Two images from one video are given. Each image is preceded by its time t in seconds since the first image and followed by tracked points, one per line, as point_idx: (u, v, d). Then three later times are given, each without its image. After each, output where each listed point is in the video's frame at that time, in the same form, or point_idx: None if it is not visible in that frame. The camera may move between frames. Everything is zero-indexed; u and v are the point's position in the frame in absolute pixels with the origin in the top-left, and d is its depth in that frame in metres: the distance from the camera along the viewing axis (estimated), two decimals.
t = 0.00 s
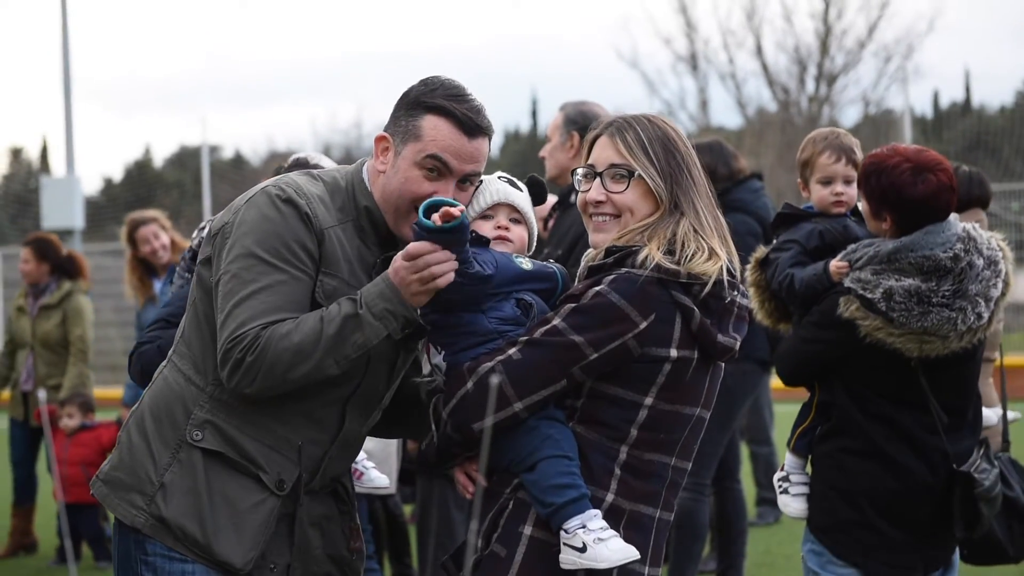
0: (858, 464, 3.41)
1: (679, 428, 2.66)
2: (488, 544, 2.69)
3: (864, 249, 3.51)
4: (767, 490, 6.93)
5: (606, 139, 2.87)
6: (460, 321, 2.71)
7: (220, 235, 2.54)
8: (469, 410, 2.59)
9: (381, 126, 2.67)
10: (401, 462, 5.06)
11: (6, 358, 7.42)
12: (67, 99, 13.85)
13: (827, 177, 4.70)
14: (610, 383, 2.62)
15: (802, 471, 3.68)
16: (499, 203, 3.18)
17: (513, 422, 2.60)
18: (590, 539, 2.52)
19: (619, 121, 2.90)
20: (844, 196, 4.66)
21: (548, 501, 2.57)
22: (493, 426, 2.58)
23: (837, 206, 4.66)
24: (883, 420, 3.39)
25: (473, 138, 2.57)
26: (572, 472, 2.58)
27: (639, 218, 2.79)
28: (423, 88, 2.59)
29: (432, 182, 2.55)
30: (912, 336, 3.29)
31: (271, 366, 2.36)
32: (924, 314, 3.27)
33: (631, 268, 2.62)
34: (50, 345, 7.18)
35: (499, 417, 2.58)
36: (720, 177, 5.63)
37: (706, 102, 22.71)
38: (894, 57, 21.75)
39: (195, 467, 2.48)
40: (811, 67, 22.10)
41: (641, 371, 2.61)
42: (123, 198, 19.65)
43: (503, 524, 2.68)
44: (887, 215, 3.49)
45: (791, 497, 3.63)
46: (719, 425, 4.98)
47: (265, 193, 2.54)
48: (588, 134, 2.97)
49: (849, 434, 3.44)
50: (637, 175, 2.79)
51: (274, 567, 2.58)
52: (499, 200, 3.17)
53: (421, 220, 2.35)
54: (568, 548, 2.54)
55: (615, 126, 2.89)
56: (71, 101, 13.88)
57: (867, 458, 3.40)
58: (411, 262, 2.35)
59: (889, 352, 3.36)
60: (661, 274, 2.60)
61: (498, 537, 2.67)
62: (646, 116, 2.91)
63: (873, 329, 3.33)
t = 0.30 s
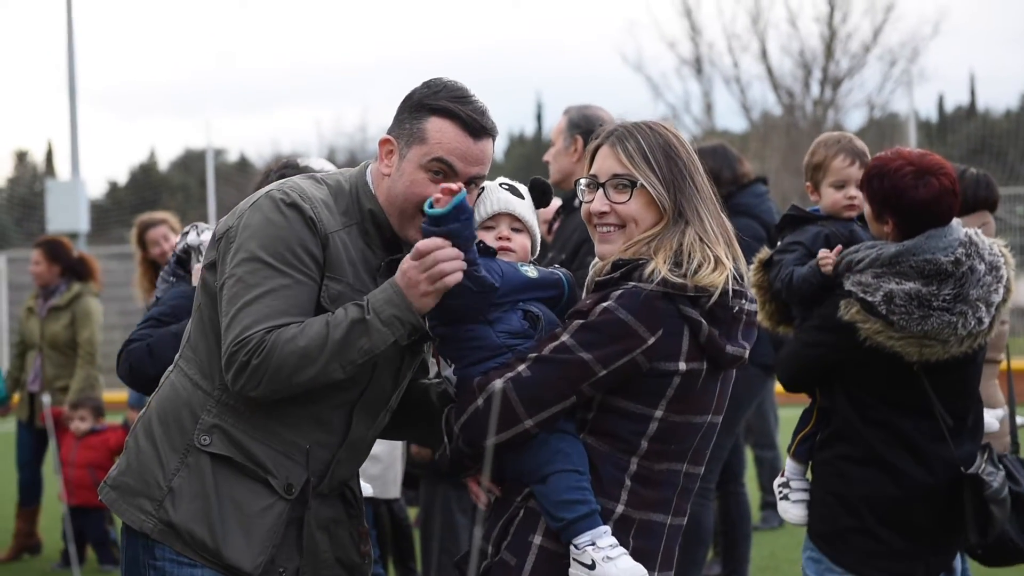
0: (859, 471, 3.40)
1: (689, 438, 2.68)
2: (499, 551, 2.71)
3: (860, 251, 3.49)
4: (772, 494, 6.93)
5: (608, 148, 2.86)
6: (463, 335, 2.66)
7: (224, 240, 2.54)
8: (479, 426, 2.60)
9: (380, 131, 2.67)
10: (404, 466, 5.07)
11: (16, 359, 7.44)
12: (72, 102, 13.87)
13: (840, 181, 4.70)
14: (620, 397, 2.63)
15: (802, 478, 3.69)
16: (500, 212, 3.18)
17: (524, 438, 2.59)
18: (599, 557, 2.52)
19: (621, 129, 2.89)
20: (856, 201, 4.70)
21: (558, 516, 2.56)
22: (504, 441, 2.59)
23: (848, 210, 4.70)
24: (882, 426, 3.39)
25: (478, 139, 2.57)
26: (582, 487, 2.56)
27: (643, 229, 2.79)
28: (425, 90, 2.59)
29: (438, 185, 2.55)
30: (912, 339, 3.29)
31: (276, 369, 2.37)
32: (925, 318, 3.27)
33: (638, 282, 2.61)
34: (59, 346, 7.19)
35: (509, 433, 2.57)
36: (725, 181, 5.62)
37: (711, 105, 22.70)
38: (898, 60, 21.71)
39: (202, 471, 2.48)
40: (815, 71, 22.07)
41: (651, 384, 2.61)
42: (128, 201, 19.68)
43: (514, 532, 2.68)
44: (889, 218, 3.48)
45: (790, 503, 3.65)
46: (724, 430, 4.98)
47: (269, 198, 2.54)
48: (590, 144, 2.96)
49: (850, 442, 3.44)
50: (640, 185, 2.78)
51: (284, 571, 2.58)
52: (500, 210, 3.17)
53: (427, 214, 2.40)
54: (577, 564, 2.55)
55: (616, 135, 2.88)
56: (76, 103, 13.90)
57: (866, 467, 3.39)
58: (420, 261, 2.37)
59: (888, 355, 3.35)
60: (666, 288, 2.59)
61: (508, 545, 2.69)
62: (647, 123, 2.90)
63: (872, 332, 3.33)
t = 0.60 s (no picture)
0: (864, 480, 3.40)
1: (709, 450, 2.69)
2: (515, 556, 2.73)
3: (871, 254, 3.47)
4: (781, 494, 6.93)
5: (621, 163, 2.84)
6: (479, 348, 2.65)
7: (239, 241, 2.54)
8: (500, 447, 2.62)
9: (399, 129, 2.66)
10: (414, 468, 5.08)
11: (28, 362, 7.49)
12: (82, 102, 13.91)
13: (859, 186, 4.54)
14: (640, 413, 2.64)
15: (805, 490, 3.61)
16: (514, 224, 3.17)
17: (545, 457, 2.61)
18: None
19: (635, 143, 2.88)
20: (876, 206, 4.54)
21: (580, 533, 2.58)
22: (526, 460, 2.61)
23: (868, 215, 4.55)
24: (885, 436, 3.39)
25: (493, 143, 2.57)
26: (605, 505, 2.59)
27: (659, 246, 2.78)
28: (442, 93, 2.59)
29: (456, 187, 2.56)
30: (920, 343, 3.27)
31: (290, 373, 2.37)
32: (935, 321, 3.26)
33: (658, 301, 2.62)
34: (70, 349, 7.22)
35: (532, 453, 2.60)
36: (736, 182, 5.61)
37: (720, 105, 22.67)
38: (908, 60, 21.66)
39: (216, 472, 2.49)
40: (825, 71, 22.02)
41: (672, 403, 2.62)
42: (138, 202, 19.74)
43: (531, 539, 2.69)
44: (899, 217, 3.46)
45: (794, 517, 3.59)
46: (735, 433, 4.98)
47: (283, 200, 2.55)
48: (603, 158, 2.95)
49: (852, 451, 3.44)
50: (655, 201, 2.77)
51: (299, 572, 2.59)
52: (512, 221, 3.16)
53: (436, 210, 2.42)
54: None
55: (628, 149, 2.86)
56: (86, 104, 13.95)
57: (870, 478, 3.39)
58: (429, 260, 2.40)
59: (897, 359, 3.33)
60: (685, 308, 2.59)
61: (525, 552, 2.69)
62: (658, 136, 2.89)
63: (881, 334, 3.31)
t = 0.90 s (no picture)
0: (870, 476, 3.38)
1: (715, 443, 2.72)
2: (534, 551, 2.73)
3: (887, 241, 3.45)
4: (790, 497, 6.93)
5: (632, 158, 2.83)
6: (496, 345, 2.66)
7: (254, 244, 2.54)
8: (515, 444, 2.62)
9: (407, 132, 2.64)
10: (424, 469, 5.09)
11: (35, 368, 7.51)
12: (92, 107, 13.95)
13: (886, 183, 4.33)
14: (651, 409, 2.65)
15: (801, 486, 3.55)
16: (531, 217, 3.16)
17: (558, 454, 2.62)
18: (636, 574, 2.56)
19: (647, 136, 2.85)
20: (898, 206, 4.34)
21: (595, 531, 2.59)
22: (539, 456, 2.62)
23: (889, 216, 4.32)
24: (890, 431, 3.38)
25: (507, 150, 2.57)
26: (619, 502, 2.60)
27: (668, 243, 2.77)
28: (454, 99, 2.59)
29: (469, 197, 2.55)
30: (940, 330, 3.27)
31: (308, 376, 2.38)
32: (957, 308, 3.27)
33: (668, 300, 2.62)
34: (75, 353, 7.20)
35: (544, 449, 2.61)
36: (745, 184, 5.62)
37: (730, 109, 22.66)
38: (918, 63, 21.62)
39: (231, 475, 2.50)
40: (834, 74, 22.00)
41: (683, 401, 2.63)
42: (147, 205, 19.78)
43: (549, 533, 2.70)
44: (916, 206, 3.49)
45: (790, 511, 3.50)
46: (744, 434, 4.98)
47: (299, 203, 2.55)
48: (618, 150, 2.94)
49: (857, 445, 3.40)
50: (660, 197, 2.76)
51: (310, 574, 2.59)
52: (530, 214, 3.15)
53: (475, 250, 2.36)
54: None
55: (642, 142, 2.84)
56: (96, 109, 13.98)
57: (875, 473, 3.37)
58: (460, 287, 2.37)
59: (914, 346, 3.31)
60: (699, 309, 2.59)
61: (543, 547, 2.70)
62: (676, 126, 2.86)
63: (902, 320, 3.28)
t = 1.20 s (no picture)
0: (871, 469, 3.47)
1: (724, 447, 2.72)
2: (547, 557, 2.74)
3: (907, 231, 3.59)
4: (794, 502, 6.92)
5: (638, 169, 2.80)
6: (504, 354, 2.66)
7: (258, 255, 2.54)
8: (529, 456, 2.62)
9: (408, 142, 2.62)
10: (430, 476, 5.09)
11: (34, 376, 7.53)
12: (97, 114, 13.97)
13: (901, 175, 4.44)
14: (660, 418, 2.64)
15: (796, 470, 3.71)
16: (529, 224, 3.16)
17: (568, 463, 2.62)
18: None
19: (652, 148, 2.82)
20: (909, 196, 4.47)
21: (609, 539, 2.59)
22: (551, 465, 2.63)
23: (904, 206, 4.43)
24: (887, 421, 3.50)
25: (513, 160, 2.57)
26: (632, 510, 2.60)
27: (671, 253, 2.76)
28: (458, 112, 2.56)
29: (477, 207, 2.56)
30: (955, 318, 3.38)
31: (322, 387, 2.38)
32: (974, 298, 3.39)
33: (675, 314, 2.59)
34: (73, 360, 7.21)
35: (554, 460, 2.61)
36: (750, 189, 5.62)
37: (735, 114, 22.64)
38: (923, 68, 21.60)
39: (246, 485, 2.49)
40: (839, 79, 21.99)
41: (692, 410, 2.62)
42: (152, 213, 19.80)
43: (561, 540, 2.70)
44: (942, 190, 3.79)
45: (787, 494, 3.62)
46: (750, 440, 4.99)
47: (302, 212, 2.54)
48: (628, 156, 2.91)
49: (856, 434, 3.50)
50: (657, 214, 2.74)
51: None
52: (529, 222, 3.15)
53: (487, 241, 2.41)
54: None
55: (648, 155, 2.81)
56: (101, 116, 14.01)
57: (874, 462, 3.47)
58: (474, 286, 2.40)
59: (927, 330, 3.43)
60: (707, 323, 2.56)
61: (558, 551, 2.70)
62: (684, 137, 2.80)
63: (920, 302, 3.39)
